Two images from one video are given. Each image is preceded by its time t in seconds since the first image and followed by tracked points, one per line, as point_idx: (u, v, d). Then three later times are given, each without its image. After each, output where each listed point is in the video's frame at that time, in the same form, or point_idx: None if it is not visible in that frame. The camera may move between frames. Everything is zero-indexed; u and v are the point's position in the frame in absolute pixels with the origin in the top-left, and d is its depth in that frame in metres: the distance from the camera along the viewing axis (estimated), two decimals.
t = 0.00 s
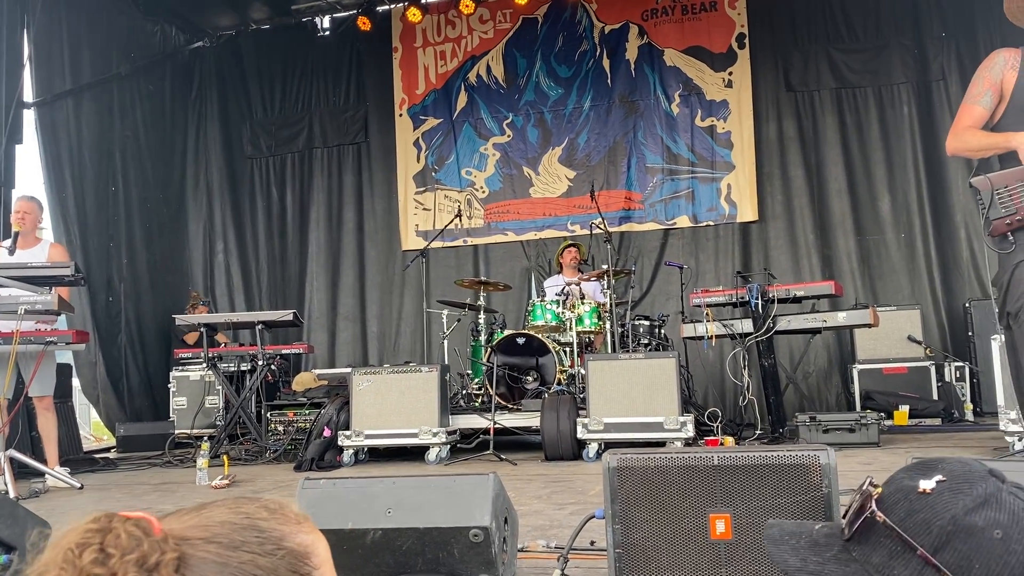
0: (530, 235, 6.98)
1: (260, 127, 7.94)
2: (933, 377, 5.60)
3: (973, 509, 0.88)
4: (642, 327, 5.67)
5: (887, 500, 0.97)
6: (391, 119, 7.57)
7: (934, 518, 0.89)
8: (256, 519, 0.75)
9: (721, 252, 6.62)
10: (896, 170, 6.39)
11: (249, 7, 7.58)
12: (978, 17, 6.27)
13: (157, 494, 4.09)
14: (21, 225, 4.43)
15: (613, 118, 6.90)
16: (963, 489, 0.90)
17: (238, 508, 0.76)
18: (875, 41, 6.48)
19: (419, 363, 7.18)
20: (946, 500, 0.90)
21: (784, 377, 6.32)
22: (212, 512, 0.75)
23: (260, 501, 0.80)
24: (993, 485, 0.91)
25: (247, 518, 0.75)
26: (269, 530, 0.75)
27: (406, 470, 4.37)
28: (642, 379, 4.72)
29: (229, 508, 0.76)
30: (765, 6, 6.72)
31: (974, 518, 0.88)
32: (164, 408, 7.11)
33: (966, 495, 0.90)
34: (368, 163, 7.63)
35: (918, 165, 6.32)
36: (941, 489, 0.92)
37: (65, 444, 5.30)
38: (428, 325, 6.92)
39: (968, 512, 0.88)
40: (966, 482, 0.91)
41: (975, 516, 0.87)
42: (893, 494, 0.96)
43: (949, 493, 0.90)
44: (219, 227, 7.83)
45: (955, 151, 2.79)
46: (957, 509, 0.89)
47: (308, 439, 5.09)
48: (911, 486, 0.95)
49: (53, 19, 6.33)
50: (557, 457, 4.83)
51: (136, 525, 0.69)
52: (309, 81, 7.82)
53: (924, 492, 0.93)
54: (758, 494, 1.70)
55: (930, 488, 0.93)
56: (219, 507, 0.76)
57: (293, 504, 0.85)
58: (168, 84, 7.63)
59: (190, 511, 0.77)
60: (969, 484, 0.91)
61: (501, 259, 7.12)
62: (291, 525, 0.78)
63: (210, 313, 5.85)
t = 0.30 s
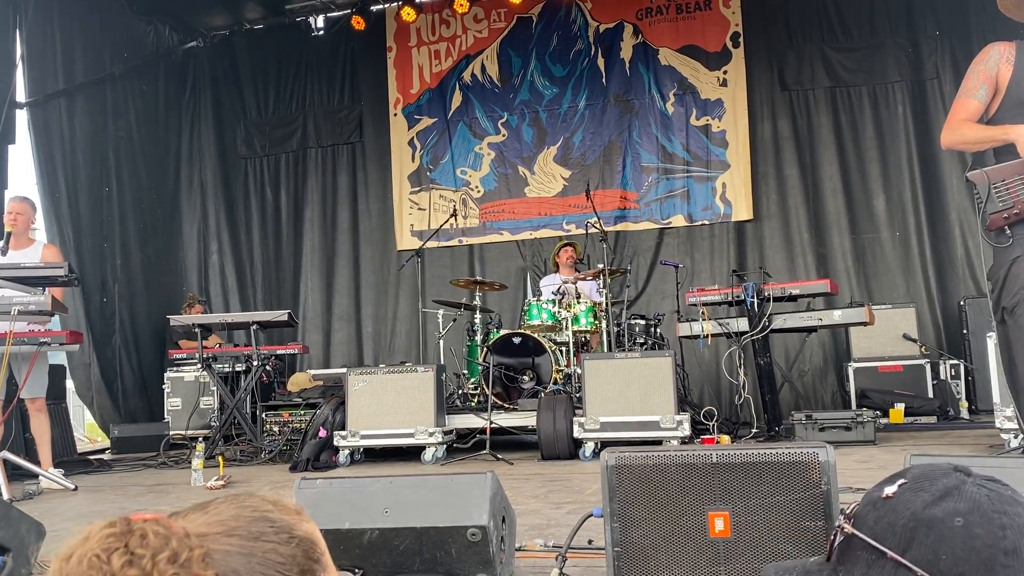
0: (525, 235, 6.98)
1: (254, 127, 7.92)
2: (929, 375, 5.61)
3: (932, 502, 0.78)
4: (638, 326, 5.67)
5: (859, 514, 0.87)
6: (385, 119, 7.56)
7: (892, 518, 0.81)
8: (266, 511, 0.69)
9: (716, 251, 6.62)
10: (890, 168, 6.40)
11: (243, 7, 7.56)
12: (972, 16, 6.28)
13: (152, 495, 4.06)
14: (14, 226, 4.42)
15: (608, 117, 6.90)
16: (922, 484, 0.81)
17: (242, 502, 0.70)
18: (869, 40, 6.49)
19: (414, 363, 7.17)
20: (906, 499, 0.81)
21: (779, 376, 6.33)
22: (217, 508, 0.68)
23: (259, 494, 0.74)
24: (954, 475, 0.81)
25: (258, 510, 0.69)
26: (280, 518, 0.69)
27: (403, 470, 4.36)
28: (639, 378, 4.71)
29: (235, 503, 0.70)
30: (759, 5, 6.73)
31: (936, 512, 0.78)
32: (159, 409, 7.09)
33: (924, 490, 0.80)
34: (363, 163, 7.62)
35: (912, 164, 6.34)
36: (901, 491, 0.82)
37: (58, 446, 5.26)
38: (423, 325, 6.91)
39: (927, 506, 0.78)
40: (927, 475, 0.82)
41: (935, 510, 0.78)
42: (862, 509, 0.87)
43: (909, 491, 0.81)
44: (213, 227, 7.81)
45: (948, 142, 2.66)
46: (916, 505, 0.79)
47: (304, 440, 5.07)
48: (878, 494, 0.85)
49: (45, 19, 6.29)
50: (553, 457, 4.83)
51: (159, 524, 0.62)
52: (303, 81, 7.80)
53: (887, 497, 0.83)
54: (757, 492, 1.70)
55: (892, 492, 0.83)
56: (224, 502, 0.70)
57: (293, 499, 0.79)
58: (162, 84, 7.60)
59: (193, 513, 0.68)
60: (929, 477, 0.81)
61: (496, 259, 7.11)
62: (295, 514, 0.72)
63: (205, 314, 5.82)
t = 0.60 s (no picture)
0: (515, 235, 6.99)
1: (244, 128, 7.90)
2: (916, 375, 5.65)
3: (890, 493, 0.74)
4: (628, 327, 5.69)
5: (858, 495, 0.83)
6: (375, 121, 7.56)
7: (858, 505, 0.78)
8: (270, 514, 0.70)
9: (706, 252, 6.65)
10: (878, 169, 6.44)
11: (233, 8, 7.55)
12: (959, 19, 6.33)
13: (142, 497, 4.05)
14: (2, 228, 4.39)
15: (598, 119, 6.92)
16: (898, 472, 0.75)
17: (245, 507, 0.71)
18: (857, 42, 6.53)
19: (405, 364, 7.17)
20: (877, 484, 0.77)
21: (768, 376, 6.36)
22: (224, 508, 0.70)
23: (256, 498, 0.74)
24: (924, 465, 0.74)
25: (262, 513, 0.70)
26: (284, 522, 0.71)
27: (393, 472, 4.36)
28: (628, 379, 4.72)
29: (238, 504, 0.71)
30: (748, 7, 6.76)
31: (891, 503, 0.74)
32: (148, 411, 7.06)
33: (895, 479, 0.75)
34: (353, 163, 7.61)
35: (900, 166, 6.38)
36: (881, 476, 0.78)
37: (47, 448, 5.23)
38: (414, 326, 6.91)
39: (884, 496, 0.75)
40: (910, 461, 0.76)
41: (888, 502, 0.74)
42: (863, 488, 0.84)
43: (882, 477, 0.77)
44: (203, 228, 7.79)
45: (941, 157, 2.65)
46: (875, 493, 0.76)
47: (294, 441, 5.06)
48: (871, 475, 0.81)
49: (34, 21, 6.27)
50: (544, 457, 4.84)
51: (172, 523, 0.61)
52: (293, 82, 7.79)
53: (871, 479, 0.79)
54: (746, 491, 1.70)
55: (878, 476, 0.79)
56: (225, 505, 0.71)
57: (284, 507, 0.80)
58: (151, 84, 7.58)
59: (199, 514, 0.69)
60: (910, 462, 0.75)
61: (486, 259, 7.12)
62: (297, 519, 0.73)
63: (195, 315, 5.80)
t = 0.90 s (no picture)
0: (507, 238, 6.98)
1: (236, 130, 7.86)
2: (908, 379, 5.65)
3: (873, 528, 0.69)
4: (620, 330, 5.69)
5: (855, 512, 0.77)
6: (368, 123, 7.54)
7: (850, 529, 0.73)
8: (254, 528, 0.69)
9: (698, 255, 6.65)
10: (870, 172, 6.45)
11: (224, 9, 7.52)
12: (951, 23, 6.35)
13: (131, 501, 4.02)
14: None
15: (590, 121, 6.92)
16: (884, 502, 0.69)
17: (229, 519, 0.70)
18: (849, 46, 6.55)
19: (397, 367, 7.14)
20: (864, 513, 0.71)
21: (761, 379, 6.36)
22: (206, 528, 0.68)
23: (244, 504, 0.73)
24: (906, 499, 0.67)
25: (246, 528, 0.69)
26: (270, 536, 0.70)
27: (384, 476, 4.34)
28: (620, 382, 4.72)
29: (221, 519, 0.69)
30: (741, 11, 6.77)
31: (874, 539, 0.69)
32: (138, 414, 7.01)
33: (878, 511, 0.69)
34: (345, 165, 7.59)
35: (892, 169, 6.39)
36: (867, 502, 0.72)
37: (35, 451, 5.19)
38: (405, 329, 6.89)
39: (867, 531, 0.69)
40: (896, 488, 0.69)
41: (870, 541, 0.69)
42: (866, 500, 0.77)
43: (869, 506, 0.71)
44: (194, 230, 7.75)
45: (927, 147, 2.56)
46: (862, 525, 0.70)
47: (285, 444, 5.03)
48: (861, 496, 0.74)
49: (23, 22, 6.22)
50: (536, 461, 4.82)
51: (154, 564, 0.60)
52: (285, 84, 7.77)
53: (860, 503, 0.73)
54: (738, 496, 1.68)
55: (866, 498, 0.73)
56: (207, 520, 0.69)
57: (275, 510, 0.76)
58: (142, 85, 7.54)
59: (179, 530, 0.68)
60: (894, 492, 0.68)
61: (479, 262, 7.10)
62: (283, 525, 0.72)
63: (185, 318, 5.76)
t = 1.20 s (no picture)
0: (501, 244, 6.99)
1: (229, 135, 7.87)
2: (900, 385, 5.67)
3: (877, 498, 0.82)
4: (613, 335, 5.70)
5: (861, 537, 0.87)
6: (362, 128, 7.55)
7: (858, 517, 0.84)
8: (234, 543, 0.72)
9: (691, 261, 6.67)
10: (862, 179, 6.48)
11: (218, 14, 7.52)
12: (943, 31, 6.38)
13: (122, 507, 4.01)
14: None
15: (584, 127, 6.94)
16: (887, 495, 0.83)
17: (208, 533, 0.73)
18: (841, 53, 6.58)
19: (390, 373, 7.14)
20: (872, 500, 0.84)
21: (753, 385, 6.38)
22: (186, 544, 0.71)
23: (224, 516, 0.76)
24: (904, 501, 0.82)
25: (224, 543, 0.72)
26: (250, 553, 0.73)
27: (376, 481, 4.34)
28: (613, 388, 4.73)
29: (201, 534, 0.73)
30: (734, 18, 6.80)
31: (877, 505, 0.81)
32: (130, 419, 6.99)
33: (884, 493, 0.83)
34: (339, 169, 7.60)
35: (884, 176, 6.42)
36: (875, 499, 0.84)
37: (26, 456, 5.17)
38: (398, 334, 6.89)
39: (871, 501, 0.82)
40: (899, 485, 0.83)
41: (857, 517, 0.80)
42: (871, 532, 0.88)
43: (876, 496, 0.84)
44: (188, 234, 7.73)
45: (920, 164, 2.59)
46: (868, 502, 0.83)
47: (277, 449, 5.03)
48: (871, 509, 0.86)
49: (17, 26, 6.23)
50: (528, 466, 4.82)
51: None
52: (280, 88, 7.77)
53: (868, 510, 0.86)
54: (729, 502, 1.66)
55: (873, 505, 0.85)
56: (187, 535, 0.72)
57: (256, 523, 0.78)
58: (136, 90, 7.53)
59: (160, 543, 0.72)
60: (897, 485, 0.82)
61: (472, 268, 7.11)
62: (262, 538, 0.75)
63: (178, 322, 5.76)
